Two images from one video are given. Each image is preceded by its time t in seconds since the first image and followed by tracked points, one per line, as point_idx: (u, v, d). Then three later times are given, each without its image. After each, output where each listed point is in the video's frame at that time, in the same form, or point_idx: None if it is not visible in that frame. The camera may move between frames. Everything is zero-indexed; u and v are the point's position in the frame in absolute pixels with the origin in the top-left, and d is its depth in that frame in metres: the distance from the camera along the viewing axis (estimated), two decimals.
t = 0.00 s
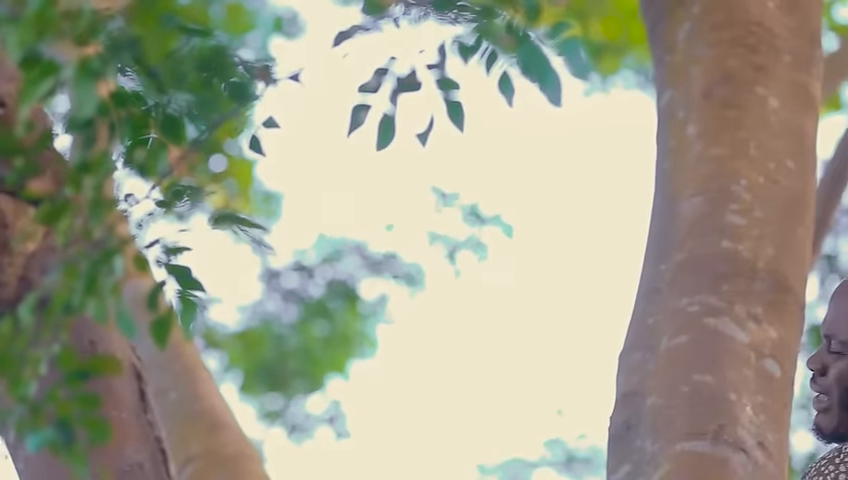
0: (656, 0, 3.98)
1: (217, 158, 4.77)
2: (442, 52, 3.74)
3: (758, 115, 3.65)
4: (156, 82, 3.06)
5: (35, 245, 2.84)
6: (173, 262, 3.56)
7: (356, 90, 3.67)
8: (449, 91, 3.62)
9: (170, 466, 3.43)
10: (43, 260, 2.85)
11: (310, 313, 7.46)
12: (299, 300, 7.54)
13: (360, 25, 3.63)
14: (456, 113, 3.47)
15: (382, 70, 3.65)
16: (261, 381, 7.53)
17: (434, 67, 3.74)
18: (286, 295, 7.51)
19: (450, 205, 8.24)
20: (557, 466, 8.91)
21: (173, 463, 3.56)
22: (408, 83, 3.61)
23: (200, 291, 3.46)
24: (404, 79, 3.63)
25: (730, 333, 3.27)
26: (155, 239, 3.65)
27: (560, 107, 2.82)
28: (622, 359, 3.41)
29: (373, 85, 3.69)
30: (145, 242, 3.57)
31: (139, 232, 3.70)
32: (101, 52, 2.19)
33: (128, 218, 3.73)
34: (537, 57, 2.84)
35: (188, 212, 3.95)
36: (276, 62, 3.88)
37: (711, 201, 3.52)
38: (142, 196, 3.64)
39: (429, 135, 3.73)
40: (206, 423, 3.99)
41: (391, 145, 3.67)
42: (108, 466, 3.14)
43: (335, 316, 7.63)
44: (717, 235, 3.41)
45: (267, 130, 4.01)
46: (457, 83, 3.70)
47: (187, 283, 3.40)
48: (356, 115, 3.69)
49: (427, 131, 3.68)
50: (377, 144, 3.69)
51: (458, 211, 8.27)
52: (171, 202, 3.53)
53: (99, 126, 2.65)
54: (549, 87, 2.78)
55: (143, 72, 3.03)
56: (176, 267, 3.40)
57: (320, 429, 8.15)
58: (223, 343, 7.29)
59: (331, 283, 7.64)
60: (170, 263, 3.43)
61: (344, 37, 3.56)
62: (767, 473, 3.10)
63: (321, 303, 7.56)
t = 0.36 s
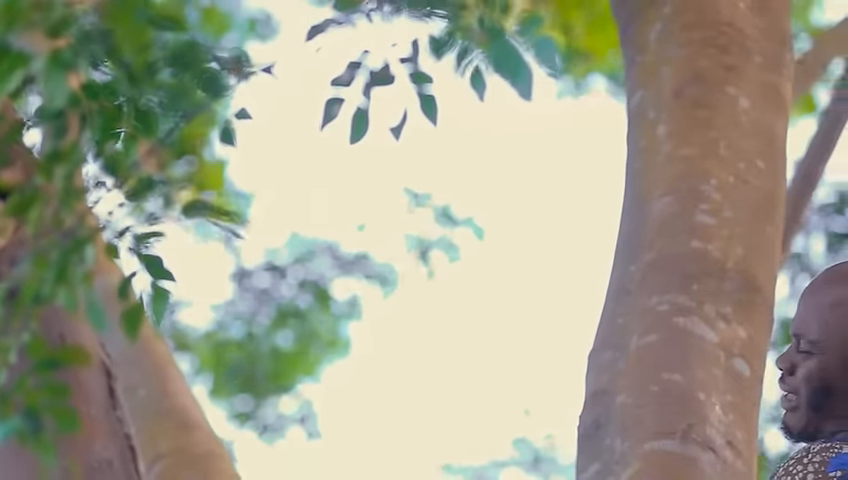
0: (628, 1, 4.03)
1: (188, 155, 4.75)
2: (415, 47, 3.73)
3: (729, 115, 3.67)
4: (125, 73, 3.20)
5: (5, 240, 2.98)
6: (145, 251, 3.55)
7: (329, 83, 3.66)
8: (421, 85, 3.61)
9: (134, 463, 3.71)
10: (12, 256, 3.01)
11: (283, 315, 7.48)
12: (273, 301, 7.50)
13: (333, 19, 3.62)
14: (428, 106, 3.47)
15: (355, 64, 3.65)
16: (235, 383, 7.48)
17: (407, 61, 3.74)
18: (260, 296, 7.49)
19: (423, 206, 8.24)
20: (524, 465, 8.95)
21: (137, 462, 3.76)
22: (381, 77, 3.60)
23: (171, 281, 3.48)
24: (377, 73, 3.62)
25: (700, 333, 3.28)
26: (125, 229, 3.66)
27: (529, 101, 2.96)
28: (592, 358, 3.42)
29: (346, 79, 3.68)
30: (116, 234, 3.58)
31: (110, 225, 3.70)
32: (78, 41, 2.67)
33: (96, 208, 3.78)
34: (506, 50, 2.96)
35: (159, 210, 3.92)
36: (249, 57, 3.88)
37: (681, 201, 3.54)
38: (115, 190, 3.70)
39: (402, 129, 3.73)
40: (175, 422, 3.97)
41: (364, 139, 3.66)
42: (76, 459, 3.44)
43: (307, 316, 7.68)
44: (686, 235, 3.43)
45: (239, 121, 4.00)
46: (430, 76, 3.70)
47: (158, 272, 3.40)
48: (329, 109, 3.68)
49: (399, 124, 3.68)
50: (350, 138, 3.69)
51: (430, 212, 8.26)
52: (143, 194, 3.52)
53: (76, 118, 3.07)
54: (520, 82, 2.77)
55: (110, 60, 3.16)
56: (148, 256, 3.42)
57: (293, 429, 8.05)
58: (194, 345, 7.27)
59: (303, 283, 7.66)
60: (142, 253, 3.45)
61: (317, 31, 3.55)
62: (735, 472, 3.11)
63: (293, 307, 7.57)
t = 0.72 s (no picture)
0: None
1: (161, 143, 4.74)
2: (391, 32, 3.72)
3: (705, 102, 3.68)
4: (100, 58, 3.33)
5: None
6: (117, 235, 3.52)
7: (304, 68, 3.65)
8: (397, 70, 3.61)
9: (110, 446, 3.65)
10: None
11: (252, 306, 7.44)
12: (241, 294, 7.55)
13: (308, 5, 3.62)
14: (405, 92, 3.47)
15: (331, 49, 3.64)
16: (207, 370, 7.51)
17: (383, 47, 3.73)
18: (228, 287, 7.54)
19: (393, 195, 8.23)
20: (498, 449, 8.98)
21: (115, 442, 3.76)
22: (356, 62, 3.60)
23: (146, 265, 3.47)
24: (353, 57, 3.61)
25: (675, 318, 3.30)
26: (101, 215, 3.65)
27: (508, 87, 3.12)
28: (567, 343, 3.45)
29: (321, 64, 3.68)
30: (91, 220, 3.57)
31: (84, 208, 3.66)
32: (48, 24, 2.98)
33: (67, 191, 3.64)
34: (486, 38, 3.09)
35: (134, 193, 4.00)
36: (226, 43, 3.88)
37: (656, 187, 3.55)
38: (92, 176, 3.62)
39: (378, 113, 3.73)
40: (149, 405, 3.95)
41: (339, 125, 3.66)
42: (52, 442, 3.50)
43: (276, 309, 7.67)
44: (661, 221, 3.45)
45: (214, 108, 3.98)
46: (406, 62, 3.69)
47: (133, 256, 3.38)
48: (303, 94, 3.68)
49: (375, 108, 3.68)
50: (325, 124, 3.68)
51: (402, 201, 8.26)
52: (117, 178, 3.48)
53: (49, 100, 3.23)
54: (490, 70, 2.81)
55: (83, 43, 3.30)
56: (122, 241, 3.40)
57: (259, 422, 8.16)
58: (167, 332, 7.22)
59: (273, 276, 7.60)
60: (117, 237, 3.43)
61: (293, 16, 3.54)
62: (710, 457, 3.11)
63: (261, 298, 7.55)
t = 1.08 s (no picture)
0: None
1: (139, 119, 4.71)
2: (369, 7, 3.69)
3: (683, 79, 3.67)
4: (78, 31, 3.39)
5: None
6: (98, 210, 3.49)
7: (282, 43, 3.62)
8: (376, 45, 3.58)
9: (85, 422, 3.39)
10: None
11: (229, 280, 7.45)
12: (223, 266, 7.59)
13: None
14: (383, 67, 3.45)
15: (309, 23, 3.61)
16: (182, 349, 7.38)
17: (362, 22, 3.70)
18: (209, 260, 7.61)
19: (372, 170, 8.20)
20: (478, 425, 9.00)
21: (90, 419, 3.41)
22: (335, 37, 3.57)
23: (124, 239, 3.43)
24: (331, 32, 3.58)
25: (651, 294, 3.29)
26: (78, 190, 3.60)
27: (485, 65, 3.10)
28: (544, 319, 3.43)
29: (301, 39, 3.65)
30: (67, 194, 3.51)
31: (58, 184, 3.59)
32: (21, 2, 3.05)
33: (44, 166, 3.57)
34: (465, 15, 3.06)
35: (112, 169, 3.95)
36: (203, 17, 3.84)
37: (634, 163, 3.54)
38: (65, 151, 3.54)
39: (357, 88, 3.70)
40: (126, 379, 3.93)
41: (318, 99, 3.63)
42: (30, 417, 3.29)
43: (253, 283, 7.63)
44: (639, 198, 3.44)
45: (192, 82, 3.95)
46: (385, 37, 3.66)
47: (111, 230, 3.35)
48: (282, 68, 3.65)
49: (354, 83, 3.66)
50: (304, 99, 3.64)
51: (381, 177, 8.24)
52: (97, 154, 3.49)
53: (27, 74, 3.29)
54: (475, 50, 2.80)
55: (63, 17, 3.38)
56: (100, 216, 3.36)
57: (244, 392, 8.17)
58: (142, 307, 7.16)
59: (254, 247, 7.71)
60: (94, 211, 3.40)
61: None
62: (686, 434, 3.12)
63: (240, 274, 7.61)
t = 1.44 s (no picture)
0: None
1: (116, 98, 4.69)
2: None
3: (661, 62, 3.68)
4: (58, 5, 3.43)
5: None
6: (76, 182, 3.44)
7: (262, 17, 3.60)
8: (356, 21, 3.56)
9: (61, 403, 3.14)
10: None
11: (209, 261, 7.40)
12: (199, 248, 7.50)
13: None
14: (363, 43, 3.43)
15: None
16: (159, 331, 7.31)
17: None
18: (185, 243, 7.52)
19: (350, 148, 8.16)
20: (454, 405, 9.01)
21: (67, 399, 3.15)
22: (315, 12, 3.55)
23: (102, 213, 3.40)
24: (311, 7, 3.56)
25: (629, 276, 3.30)
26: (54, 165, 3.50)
27: (466, 43, 3.11)
28: (521, 301, 3.45)
29: (280, 14, 3.62)
30: (45, 167, 3.45)
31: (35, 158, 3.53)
32: None
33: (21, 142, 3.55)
34: None
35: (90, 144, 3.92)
36: None
37: (612, 145, 3.54)
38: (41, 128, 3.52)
39: (336, 64, 3.68)
40: (103, 359, 3.92)
41: (297, 75, 3.61)
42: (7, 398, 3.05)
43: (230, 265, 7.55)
44: (617, 180, 3.45)
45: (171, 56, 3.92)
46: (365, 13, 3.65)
47: (89, 204, 3.32)
48: (261, 43, 3.62)
49: (334, 59, 3.64)
50: (283, 75, 3.62)
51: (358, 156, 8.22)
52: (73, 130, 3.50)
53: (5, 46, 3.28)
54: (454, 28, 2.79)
55: None
56: (78, 188, 3.32)
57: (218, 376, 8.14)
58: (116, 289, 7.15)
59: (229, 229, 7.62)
60: (71, 183, 3.36)
61: None
62: (662, 416, 3.12)
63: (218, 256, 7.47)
